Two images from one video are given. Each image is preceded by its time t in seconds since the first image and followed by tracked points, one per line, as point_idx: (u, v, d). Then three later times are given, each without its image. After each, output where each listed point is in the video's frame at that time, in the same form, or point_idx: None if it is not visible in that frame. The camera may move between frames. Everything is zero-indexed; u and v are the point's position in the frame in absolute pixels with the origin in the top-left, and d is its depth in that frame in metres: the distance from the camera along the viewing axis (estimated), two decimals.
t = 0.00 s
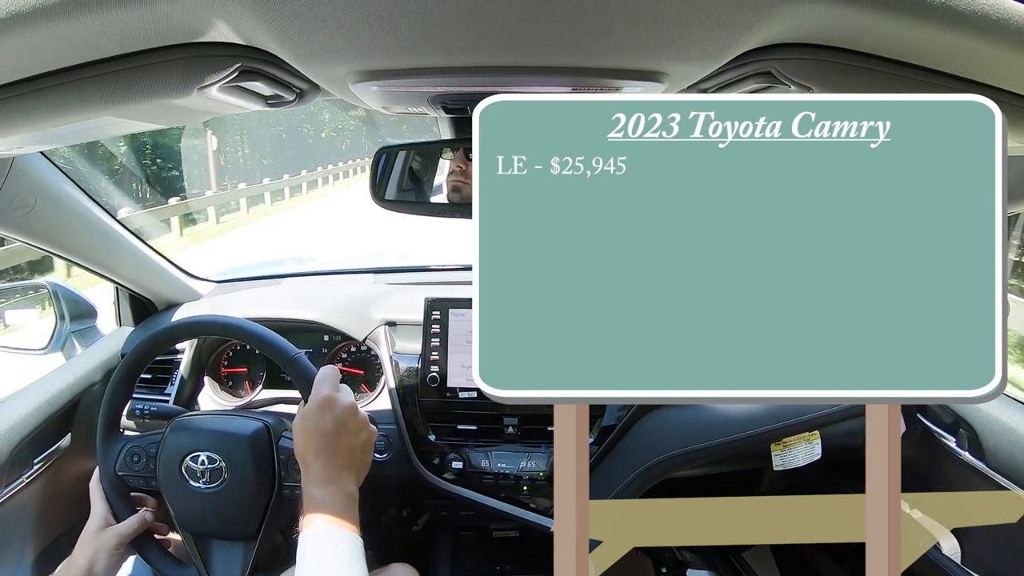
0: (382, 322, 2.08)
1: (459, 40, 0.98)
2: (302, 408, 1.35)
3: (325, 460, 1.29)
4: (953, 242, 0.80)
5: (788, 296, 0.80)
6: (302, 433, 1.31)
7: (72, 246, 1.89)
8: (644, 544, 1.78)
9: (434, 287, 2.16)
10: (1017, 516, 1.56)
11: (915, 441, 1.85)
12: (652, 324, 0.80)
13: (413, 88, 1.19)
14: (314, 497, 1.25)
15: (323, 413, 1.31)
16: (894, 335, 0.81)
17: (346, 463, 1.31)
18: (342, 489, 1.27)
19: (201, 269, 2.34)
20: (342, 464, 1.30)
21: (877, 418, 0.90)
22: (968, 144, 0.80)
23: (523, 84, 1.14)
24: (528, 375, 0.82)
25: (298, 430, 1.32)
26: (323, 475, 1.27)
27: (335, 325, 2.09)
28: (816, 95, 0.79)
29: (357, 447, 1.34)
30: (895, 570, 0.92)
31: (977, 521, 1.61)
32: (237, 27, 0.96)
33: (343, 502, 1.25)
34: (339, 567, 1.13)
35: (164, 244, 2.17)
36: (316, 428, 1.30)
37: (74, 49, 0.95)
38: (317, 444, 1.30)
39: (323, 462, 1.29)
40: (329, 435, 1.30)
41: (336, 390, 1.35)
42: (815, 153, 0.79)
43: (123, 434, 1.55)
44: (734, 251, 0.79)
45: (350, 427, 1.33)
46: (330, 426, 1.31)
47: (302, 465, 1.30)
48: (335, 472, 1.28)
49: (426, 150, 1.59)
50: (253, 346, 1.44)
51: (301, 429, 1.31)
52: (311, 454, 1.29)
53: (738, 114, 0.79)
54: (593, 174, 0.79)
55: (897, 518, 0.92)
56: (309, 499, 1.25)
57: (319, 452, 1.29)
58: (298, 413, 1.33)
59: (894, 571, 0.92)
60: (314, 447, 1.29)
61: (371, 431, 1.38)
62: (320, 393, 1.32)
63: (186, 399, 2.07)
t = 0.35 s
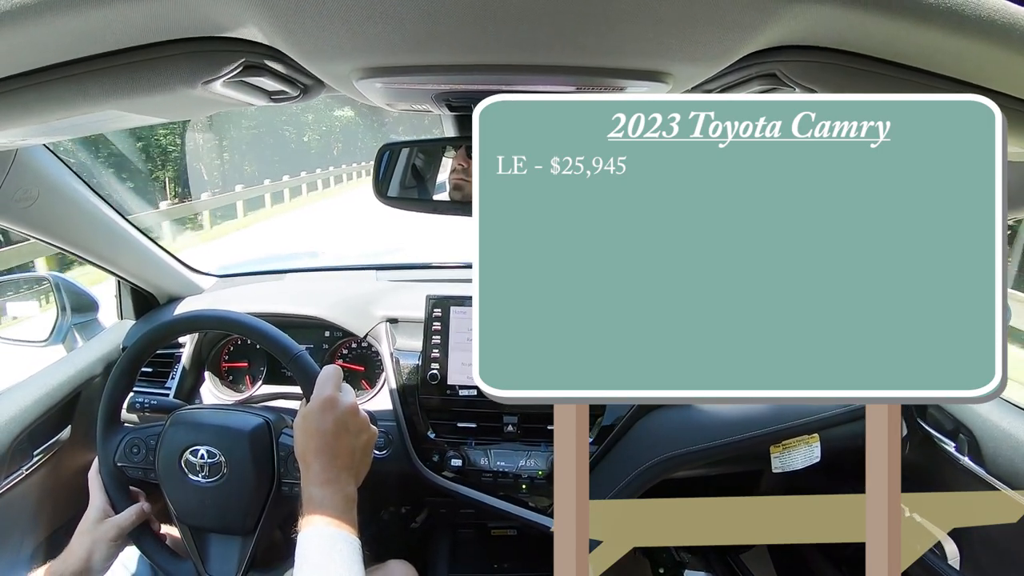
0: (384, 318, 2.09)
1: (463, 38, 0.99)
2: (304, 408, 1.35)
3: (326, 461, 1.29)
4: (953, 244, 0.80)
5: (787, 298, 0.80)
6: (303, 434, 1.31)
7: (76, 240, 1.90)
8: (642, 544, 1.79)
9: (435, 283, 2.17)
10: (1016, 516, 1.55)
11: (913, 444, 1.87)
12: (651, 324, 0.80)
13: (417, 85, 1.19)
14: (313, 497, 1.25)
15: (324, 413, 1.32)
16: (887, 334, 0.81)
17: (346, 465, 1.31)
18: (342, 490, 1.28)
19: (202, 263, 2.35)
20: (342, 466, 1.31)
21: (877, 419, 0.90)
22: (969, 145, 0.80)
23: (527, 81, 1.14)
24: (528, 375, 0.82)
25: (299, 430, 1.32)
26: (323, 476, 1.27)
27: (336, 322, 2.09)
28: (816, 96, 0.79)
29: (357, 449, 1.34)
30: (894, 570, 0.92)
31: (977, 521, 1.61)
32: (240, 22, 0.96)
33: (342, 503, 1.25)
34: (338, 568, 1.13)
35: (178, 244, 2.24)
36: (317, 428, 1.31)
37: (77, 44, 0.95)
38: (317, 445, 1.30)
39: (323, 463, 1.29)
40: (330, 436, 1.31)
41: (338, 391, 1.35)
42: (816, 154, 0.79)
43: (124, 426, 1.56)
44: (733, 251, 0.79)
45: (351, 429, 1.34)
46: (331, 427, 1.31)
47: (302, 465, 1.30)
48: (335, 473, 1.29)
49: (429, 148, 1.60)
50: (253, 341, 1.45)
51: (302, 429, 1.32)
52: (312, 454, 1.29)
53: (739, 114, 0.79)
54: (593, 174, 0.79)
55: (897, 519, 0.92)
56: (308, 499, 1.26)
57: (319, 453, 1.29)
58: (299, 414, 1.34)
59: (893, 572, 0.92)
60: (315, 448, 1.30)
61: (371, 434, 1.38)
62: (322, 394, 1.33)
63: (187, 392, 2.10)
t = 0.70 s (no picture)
0: (388, 321, 2.09)
1: (466, 39, 0.98)
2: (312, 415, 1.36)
3: (334, 469, 1.30)
4: (953, 242, 0.80)
5: (788, 297, 0.80)
6: (311, 441, 1.32)
7: (79, 244, 1.91)
8: (644, 543, 1.78)
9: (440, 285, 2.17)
10: (1017, 516, 1.57)
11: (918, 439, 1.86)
12: (651, 324, 0.80)
13: (420, 86, 1.19)
14: (322, 506, 1.27)
15: (332, 422, 1.33)
16: (889, 333, 0.81)
17: (354, 472, 1.33)
18: (350, 498, 1.30)
19: (206, 266, 2.38)
20: (350, 473, 1.32)
21: (877, 418, 0.89)
22: (969, 144, 0.79)
23: (530, 81, 1.14)
24: (528, 375, 0.82)
25: (307, 437, 1.33)
26: (332, 484, 1.29)
27: (340, 324, 2.10)
28: (817, 95, 0.78)
29: (365, 456, 1.35)
30: (895, 571, 0.92)
31: (978, 521, 1.63)
32: (243, 25, 0.96)
33: (350, 511, 1.27)
34: None
35: (179, 248, 2.23)
36: (325, 437, 1.32)
37: (78, 49, 0.96)
38: (326, 453, 1.31)
39: (332, 471, 1.30)
40: (338, 444, 1.32)
41: (346, 399, 1.36)
42: (816, 153, 0.79)
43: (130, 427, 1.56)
44: (733, 251, 0.79)
45: (359, 437, 1.35)
46: (339, 436, 1.32)
47: (311, 472, 1.31)
48: (343, 481, 1.30)
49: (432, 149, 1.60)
50: (259, 344, 1.44)
51: (311, 436, 1.33)
52: (320, 462, 1.31)
53: (738, 114, 0.78)
54: (593, 174, 0.79)
55: (897, 519, 0.91)
56: (317, 507, 1.28)
57: (328, 461, 1.31)
58: (308, 420, 1.34)
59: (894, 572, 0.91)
60: (323, 456, 1.31)
61: (379, 440, 1.40)
62: (331, 403, 1.33)
63: (192, 396, 2.09)
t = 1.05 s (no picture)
0: (392, 322, 2.09)
1: (469, 39, 0.98)
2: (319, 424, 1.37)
3: (340, 478, 1.32)
4: (953, 241, 0.79)
5: (789, 297, 0.80)
6: (318, 449, 1.34)
7: (81, 247, 1.90)
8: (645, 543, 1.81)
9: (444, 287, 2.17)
10: (1016, 516, 1.58)
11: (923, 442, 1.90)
12: (651, 325, 0.80)
13: (423, 88, 1.19)
14: (328, 514, 1.28)
15: (340, 430, 1.34)
16: (890, 333, 0.80)
17: (360, 481, 1.34)
18: (356, 507, 1.30)
19: (211, 269, 2.38)
20: (356, 482, 1.33)
21: (877, 417, 0.89)
22: (969, 144, 0.79)
23: (533, 82, 1.13)
24: (528, 375, 0.82)
25: (314, 445, 1.35)
26: (338, 493, 1.30)
27: (342, 326, 2.09)
28: (817, 94, 0.78)
29: (371, 465, 1.37)
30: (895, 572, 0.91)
31: (978, 521, 1.65)
32: (248, 29, 0.96)
33: (356, 521, 1.28)
34: None
35: (178, 248, 2.21)
36: (332, 445, 1.33)
37: (81, 53, 0.96)
38: (333, 461, 1.33)
39: (338, 479, 1.32)
40: (345, 452, 1.33)
41: (354, 408, 1.38)
42: (816, 153, 0.78)
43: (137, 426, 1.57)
44: (733, 251, 0.79)
45: (365, 445, 1.36)
46: (346, 444, 1.34)
47: (317, 480, 1.33)
48: (349, 489, 1.31)
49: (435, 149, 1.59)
50: (267, 347, 1.44)
51: (318, 444, 1.34)
52: (327, 471, 1.32)
53: (738, 114, 0.78)
54: (593, 174, 0.79)
55: (897, 519, 0.91)
56: (323, 516, 1.28)
57: (334, 470, 1.32)
58: (315, 429, 1.36)
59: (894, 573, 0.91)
60: (330, 464, 1.32)
61: (384, 450, 1.41)
62: (338, 410, 1.35)
63: (197, 401, 2.09)
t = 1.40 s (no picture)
0: (395, 325, 2.09)
1: (473, 43, 0.98)
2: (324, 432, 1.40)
3: (345, 488, 1.35)
4: (953, 241, 0.79)
5: (788, 297, 0.80)
6: (324, 459, 1.36)
7: (84, 248, 1.91)
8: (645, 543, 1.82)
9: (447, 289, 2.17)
10: (1017, 516, 1.60)
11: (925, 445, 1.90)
12: (651, 324, 0.79)
13: (428, 90, 1.19)
14: (332, 524, 1.33)
15: (346, 441, 1.36)
16: (889, 334, 0.80)
17: (364, 491, 1.37)
18: (359, 518, 1.34)
19: (216, 270, 2.38)
20: (360, 492, 1.37)
21: (877, 418, 0.89)
22: (969, 144, 0.79)
23: (539, 87, 1.13)
24: (528, 375, 0.82)
25: (319, 455, 1.37)
26: (342, 503, 1.34)
27: (349, 329, 2.09)
28: (816, 95, 0.78)
29: (375, 475, 1.40)
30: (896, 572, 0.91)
31: (978, 521, 1.66)
32: (253, 31, 0.96)
33: (358, 531, 1.32)
34: None
35: (180, 248, 2.21)
36: (338, 455, 1.36)
37: (86, 54, 0.96)
38: (338, 473, 1.35)
39: (343, 490, 1.35)
40: (350, 463, 1.36)
41: (361, 419, 1.39)
42: (816, 153, 0.78)
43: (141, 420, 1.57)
44: (732, 251, 0.79)
45: (370, 456, 1.39)
46: (352, 455, 1.36)
47: (322, 491, 1.36)
48: (354, 500, 1.35)
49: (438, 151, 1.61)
50: (271, 349, 1.44)
51: (324, 454, 1.37)
52: (332, 481, 1.35)
53: (738, 114, 0.78)
54: (593, 174, 0.79)
55: (897, 519, 0.91)
56: (327, 525, 1.33)
57: (339, 481, 1.35)
58: (321, 438, 1.38)
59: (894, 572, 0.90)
60: (335, 475, 1.35)
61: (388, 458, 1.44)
62: (345, 422, 1.37)
63: (199, 401, 2.10)
